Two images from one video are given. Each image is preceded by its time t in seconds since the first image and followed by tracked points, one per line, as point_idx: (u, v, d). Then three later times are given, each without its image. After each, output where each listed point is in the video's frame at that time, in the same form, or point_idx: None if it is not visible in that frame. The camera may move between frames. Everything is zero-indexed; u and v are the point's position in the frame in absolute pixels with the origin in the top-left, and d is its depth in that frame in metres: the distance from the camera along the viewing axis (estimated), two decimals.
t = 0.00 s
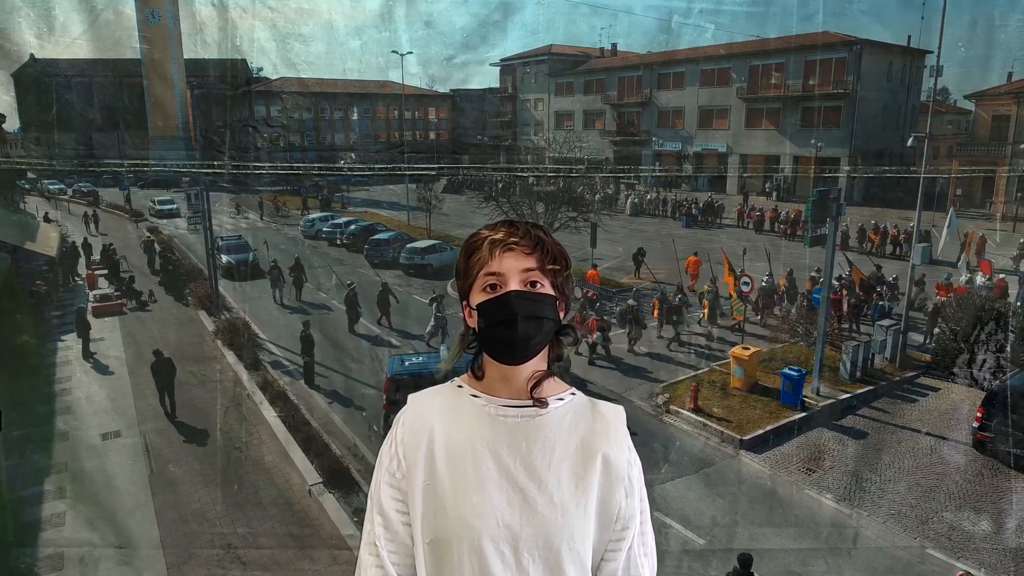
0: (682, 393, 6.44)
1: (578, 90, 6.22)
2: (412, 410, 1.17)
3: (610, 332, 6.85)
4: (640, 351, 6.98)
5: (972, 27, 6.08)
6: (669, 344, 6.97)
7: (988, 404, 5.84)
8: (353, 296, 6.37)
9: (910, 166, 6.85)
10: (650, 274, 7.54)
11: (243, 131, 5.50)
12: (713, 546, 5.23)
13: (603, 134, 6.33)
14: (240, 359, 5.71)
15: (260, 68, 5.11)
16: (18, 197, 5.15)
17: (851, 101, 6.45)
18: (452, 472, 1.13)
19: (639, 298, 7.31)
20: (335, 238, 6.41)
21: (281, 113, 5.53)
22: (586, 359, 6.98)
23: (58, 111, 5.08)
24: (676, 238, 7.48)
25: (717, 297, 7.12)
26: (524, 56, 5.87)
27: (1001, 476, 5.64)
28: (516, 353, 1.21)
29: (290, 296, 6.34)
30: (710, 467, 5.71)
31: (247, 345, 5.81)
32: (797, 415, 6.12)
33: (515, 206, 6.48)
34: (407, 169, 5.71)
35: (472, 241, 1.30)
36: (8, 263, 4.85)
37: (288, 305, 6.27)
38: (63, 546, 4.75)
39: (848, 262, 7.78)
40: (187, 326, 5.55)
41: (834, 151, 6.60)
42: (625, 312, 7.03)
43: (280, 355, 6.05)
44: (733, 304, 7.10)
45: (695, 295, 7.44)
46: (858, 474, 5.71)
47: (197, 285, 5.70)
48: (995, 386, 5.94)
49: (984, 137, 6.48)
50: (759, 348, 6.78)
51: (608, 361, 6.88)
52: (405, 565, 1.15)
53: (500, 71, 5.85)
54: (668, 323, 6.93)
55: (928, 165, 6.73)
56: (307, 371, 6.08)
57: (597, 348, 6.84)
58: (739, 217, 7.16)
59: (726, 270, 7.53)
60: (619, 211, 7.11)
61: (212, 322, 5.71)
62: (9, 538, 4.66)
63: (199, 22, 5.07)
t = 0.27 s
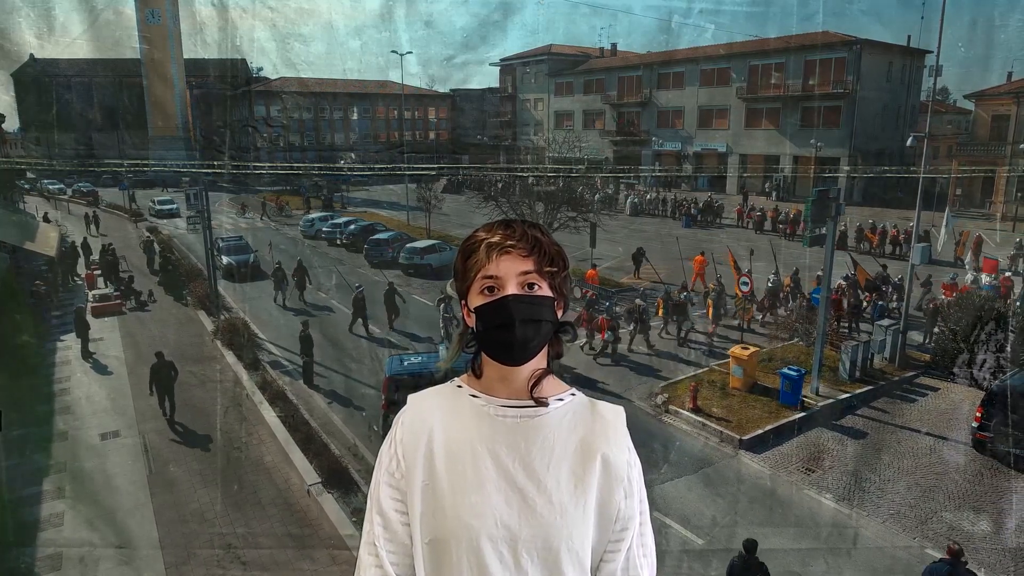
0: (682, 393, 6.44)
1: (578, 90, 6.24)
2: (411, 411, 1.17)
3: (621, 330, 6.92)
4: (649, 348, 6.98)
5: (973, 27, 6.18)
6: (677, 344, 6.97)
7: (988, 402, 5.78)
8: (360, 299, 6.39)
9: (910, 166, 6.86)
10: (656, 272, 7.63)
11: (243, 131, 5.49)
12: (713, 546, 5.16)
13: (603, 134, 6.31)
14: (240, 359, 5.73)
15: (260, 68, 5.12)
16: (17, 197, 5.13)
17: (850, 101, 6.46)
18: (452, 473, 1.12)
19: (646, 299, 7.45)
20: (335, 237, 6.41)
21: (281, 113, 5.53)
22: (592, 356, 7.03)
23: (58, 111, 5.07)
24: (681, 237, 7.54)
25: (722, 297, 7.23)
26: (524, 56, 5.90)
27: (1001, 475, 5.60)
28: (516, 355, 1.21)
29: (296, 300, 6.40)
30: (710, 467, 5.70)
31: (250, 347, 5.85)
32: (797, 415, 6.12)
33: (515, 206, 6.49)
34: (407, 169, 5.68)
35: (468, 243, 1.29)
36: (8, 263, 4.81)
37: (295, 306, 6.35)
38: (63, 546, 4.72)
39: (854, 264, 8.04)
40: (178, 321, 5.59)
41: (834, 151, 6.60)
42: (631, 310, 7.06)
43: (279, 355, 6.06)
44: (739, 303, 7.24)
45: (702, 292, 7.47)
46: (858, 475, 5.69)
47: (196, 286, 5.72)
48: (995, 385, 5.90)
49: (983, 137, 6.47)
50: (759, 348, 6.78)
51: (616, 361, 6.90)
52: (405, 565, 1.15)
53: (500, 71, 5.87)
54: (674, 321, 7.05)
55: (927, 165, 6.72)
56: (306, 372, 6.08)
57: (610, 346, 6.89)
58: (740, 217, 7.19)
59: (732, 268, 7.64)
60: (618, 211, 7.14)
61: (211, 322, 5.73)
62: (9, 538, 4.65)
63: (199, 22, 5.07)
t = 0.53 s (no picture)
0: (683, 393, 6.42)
1: (578, 90, 6.22)
2: (411, 411, 1.17)
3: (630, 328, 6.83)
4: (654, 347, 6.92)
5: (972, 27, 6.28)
6: (679, 341, 6.93)
7: (988, 403, 5.77)
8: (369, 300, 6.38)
9: (910, 166, 6.88)
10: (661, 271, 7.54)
11: (242, 131, 5.48)
12: (713, 547, 5.19)
13: (603, 134, 6.29)
14: (240, 359, 5.71)
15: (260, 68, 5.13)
16: (17, 198, 5.14)
17: (850, 101, 6.44)
18: (452, 472, 1.13)
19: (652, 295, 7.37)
20: (334, 238, 6.43)
21: (281, 113, 5.53)
22: (604, 356, 6.80)
23: (58, 111, 5.09)
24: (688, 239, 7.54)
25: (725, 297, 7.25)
26: (524, 56, 5.92)
27: (1000, 476, 5.65)
28: (515, 354, 1.21)
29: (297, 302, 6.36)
30: (711, 467, 5.69)
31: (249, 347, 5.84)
32: (796, 415, 6.13)
33: (514, 207, 6.51)
34: (407, 169, 5.70)
35: (470, 242, 1.29)
36: (7, 263, 4.84)
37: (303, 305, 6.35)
38: (63, 546, 4.72)
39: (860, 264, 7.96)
40: (177, 322, 5.59)
41: (833, 151, 6.63)
42: (641, 309, 7.09)
43: (278, 356, 5.99)
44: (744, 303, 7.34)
45: (706, 293, 7.48)
46: (858, 475, 5.70)
47: (195, 286, 5.70)
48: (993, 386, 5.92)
49: (983, 137, 6.49)
50: (758, 348, 6.79)
51: (623, 358, 6.79)
52: (405, 564, 1.15)
53: (500, 71, 5.89)
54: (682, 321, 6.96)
55: (928, 165, 6.76)
56: (305, 372, 6.02)
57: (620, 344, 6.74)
58: (740, 217, 7.23)
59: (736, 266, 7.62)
60: (618, 211, 7.15)
61: (211, 322, 5.74)
62: (9, 538, 4.67)
63: (199, 22, 5.08)
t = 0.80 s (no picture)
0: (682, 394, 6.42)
1: (577, 90, 6.19)
2: (413, 410, 1.17)
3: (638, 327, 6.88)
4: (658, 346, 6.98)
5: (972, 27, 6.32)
6: (683, 340, 6.99)
7: (989, 403, 5.75)
8: (377, 303, 6.30)
9: (910, 166, 6.90)
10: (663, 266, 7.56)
11: (242, 131, 5.48)
12: (713, 547, 5.14)
13: (602, 135, 6.30)
14: (239, 360, 5.73)
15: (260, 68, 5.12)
16: (15, 198, 5.13)
17: (849, 102, 6.42)
18: (453, 472, 1.13)
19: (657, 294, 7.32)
20: (334, 238, 6.42)
21: (282, 114, 5.52)
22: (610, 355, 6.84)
23: (58, 111, 5.09)
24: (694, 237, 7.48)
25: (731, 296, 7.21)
26: (524, 56, 5.92)
27: (1000, 476, 5.65)
28: (516, 353, 1.21)
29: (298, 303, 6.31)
30: (710, 467, 5.70)
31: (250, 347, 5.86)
32: (796, 415, 6.13)
33: (514, 207, 6.48)
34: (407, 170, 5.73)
35: (472, 242, 1.29)
36: (7, 262, 4.84)
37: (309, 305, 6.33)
38: (63, 546, 4.72)
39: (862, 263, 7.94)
40: (179, 326, 5.61)
41: (833, 151, 6.65)
42: (648, 309, 7.05)
43: (278, 356, 6.00)
44: (750, 303, 7.30)
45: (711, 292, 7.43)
46: (858, 475, 5.70)
47: (195, 286, 5.72)
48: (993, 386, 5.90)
49: (982, 137, 6.49)
50: (758, 348, 6.79)
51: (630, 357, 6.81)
52: (406, 564, 1.15)
53: (499, 71, 5.90)
54: (687, 320, 7.00)
55: (928, 165, 6.79)
56: (305, 372, 6.01)
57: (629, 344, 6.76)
58: (739, 217, 7.24)
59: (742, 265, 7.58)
60: (618, 211, 7.10)
61: (211, 322, 5.76)
62: (9, 538, 4.67)
63: (199, 22, 5.08)
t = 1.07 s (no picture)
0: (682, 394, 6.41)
1: (576, 90, 6.20)
2: (414, 409, 1.18)
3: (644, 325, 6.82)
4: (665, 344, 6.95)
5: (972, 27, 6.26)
6: (689, 339, 6.98)
7: (988, 403, 5.81)
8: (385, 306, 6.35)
9: (910, 166, 6.89)
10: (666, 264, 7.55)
11: (242, 131, 5.49)
12: (713, 546, 5.19)
13: (602, 135, 6.30)
14: (239, 360, 5.74)
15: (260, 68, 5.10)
16: (14, 197, 5.16)
17: (848, 102, 6.48)
18: (454, 471, 1.13)
19: (662, 293, 7.28)
20: (334, 237, 6.45)
21: (283, 114, 5.52)
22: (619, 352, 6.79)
23: (58, 111, 5.08)
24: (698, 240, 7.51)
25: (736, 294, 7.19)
26: (523, 56, 5.92)
27: (1000, 476, 5.65)
28: (517, 353, 1.21)
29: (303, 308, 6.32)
30: (710, 467, 5.71)
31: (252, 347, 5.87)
32: (797, 415, 6.14)
33: (512, 207, 6.45)
34: (406, 170, 5.78)
35: (474, 242, 1.30)
36: (7, 262, 4.85)
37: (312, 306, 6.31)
38: (63, 546, 4.74)
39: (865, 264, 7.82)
40: (171, 321, 5.62)
41: (832, 151, 6.62)
42: (654, 307, 7.09)
43: (278, 356, 5.99)
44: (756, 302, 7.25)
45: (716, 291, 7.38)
46: (858, 475, 5.70)
47: (194, 286, 5.75)
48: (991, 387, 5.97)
49: (981, 136, 6.51)
50: (757, 348, 6.81)
51: (635, 356, 6.78)
52: (407, 563, 1.15)
53: (499, 71, 5.89)
54: (693, 318, 6.98)
55: (928, 164, 6.80)
56: (305, 372, 6.02)
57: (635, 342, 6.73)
58: (738, 218, 7.28)
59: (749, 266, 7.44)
60: (618, 210, 7.17)
61: (211, 322, 5.77)
62: (9, 538, 4.69)
63: (199, 23, 5.09)
